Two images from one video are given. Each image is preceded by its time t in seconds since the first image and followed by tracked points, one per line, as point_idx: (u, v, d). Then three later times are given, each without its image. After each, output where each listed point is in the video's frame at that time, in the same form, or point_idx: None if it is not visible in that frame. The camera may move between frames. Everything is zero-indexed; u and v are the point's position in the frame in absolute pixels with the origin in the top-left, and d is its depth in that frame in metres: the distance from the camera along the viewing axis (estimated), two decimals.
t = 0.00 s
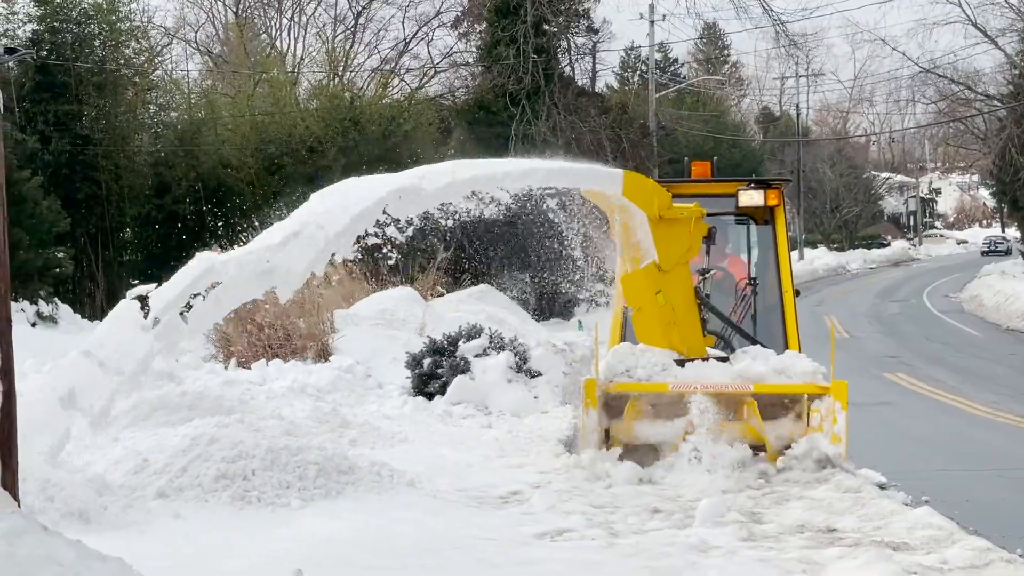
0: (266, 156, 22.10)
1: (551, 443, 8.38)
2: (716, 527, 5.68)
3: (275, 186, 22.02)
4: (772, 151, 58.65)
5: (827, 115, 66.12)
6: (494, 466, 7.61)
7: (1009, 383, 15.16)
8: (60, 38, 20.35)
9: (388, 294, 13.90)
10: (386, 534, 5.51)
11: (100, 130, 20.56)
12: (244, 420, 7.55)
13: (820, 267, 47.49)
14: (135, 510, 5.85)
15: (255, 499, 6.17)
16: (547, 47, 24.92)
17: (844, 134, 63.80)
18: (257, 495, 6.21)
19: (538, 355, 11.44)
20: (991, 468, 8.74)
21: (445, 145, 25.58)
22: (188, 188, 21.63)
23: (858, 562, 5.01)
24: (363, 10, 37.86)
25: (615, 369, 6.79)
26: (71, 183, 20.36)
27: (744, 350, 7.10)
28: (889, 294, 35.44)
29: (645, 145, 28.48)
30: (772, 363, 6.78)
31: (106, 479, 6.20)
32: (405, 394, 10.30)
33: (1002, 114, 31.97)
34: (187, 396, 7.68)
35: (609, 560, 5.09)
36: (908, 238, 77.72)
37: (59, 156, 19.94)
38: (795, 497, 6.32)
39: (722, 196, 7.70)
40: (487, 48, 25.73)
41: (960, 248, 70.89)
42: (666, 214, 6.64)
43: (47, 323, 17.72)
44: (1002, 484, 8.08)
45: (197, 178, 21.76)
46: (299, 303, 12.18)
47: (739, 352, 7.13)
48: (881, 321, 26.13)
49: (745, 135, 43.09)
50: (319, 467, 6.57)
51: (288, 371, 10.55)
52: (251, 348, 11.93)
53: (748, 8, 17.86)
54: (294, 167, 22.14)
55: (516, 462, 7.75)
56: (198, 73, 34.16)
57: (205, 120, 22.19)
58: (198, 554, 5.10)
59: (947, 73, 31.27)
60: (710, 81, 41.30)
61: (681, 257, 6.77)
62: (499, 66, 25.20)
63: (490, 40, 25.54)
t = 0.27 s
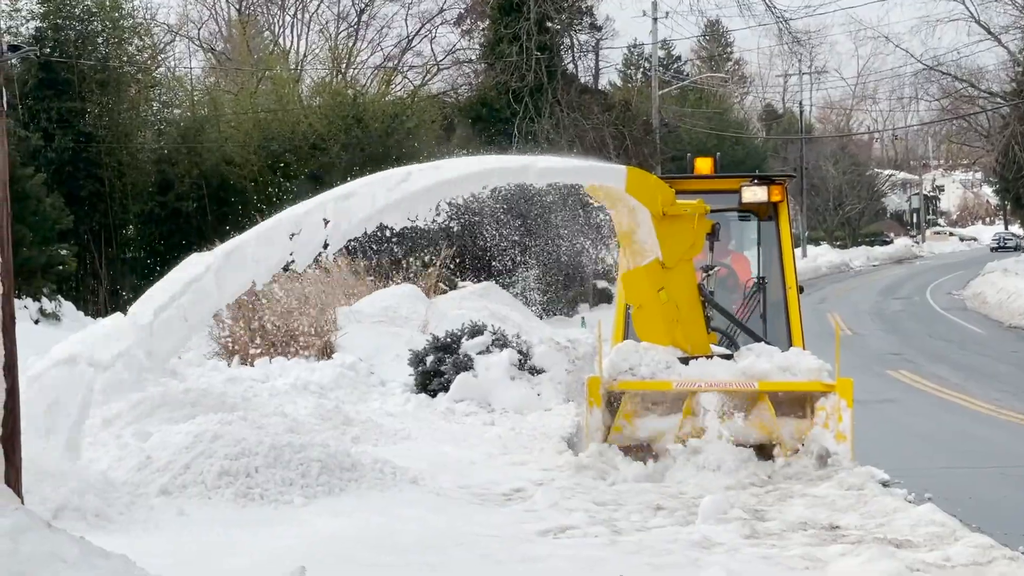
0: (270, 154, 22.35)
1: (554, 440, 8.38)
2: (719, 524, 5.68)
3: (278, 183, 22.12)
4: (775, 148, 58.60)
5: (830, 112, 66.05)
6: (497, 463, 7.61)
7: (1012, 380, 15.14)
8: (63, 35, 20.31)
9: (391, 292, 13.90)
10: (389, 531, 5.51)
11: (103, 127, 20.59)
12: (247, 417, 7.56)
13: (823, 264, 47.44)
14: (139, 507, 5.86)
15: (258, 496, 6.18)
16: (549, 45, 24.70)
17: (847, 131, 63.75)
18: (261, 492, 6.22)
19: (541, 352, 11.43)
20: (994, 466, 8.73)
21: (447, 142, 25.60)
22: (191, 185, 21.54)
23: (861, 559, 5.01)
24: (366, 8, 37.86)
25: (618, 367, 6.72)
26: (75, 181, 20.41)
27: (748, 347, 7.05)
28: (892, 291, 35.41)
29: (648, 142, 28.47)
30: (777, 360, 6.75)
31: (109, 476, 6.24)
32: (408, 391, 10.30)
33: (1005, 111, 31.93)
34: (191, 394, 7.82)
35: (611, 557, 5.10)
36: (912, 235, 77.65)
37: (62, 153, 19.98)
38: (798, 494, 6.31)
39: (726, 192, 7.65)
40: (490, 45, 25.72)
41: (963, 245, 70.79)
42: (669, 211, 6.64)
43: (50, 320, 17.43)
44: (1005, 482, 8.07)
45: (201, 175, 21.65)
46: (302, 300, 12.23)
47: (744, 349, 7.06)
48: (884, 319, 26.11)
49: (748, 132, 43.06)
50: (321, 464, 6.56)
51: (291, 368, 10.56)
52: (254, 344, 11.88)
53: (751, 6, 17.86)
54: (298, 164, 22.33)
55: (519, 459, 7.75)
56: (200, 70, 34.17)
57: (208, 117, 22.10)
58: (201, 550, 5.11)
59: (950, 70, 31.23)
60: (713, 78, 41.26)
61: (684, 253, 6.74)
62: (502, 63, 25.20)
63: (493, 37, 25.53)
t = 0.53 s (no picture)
0: (270, 150, 22.17)
1: (555, 436, 8.39)
2: (719, 521, 5.69)
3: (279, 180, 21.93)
4: (775, 145, 58.58)
5: (831, 109, 66.00)
6: (498, 460, 7.61)
7: (1013, 377, 15.15)
8: (64, 32, 20.37)
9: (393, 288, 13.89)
10: (390, 528, 5.52)
11: (104, 124, 20.52)
12: (248, 413, 7.57)
13: (824, 261, 47.44)
14: (141, 502, 5.87)
15: (260, 492, 6.19)
16: (550, 41, 25.03)
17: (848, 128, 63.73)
18: (262, 488, 6.23)
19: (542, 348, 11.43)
20: (994, 463, 8.73)
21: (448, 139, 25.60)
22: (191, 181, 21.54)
23: (861, 556, 5.02)
24: (367, 4, 37.83)
25: (621, 364, 6.73)
26: (76, 177, 20.43)
27: (751, 345, 7.04)
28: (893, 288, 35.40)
29: (649, 139, 28.47)
30: (780, 357, 6.75)
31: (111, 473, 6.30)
32: (409, 388, 10.30)
33: (1006, 108, 31.93)
34: (191, 391, 7.92)
35: (612, 553, 5.11)
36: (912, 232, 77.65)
37: (63, 150, 19.96)
38: (798, 491, 6.32)
39: (727, 188, 7.64)
40: (491, 41, 25.68)
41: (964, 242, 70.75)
42: (672, 207, 6.64)
43: (51, 317, 17.32)
44: (1005, 479, 8.07)
45: (201, 172, 21.67)
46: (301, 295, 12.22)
47: (747, 346, 7.06)
48: (885, 316, 26.11)
49: (749, 129, 43.04)
50: (323, 461, 6.56)
51: (292, 364, 10.56)
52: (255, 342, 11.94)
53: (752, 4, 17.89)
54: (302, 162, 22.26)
55: (520, 456, 7.76)
56: (201, 66, 34.18)
57: (209, 114, 22.12)
58: (202, 547, 5.11)
59: (951, 67, 31.22)
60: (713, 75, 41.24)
61: (687, 249, 6.76)
62: (502, 60, 25.19)
63: (494, 34, 25.51)
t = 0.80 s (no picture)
0: (270, 148, 22.08)
1: (554, 433, 8.38)
2: (719, 518, 5.69)
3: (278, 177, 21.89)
4: (775, 142, 58.59)
5: (830, 107, 65.96)
6: (497, 457, 7.61)
7: (1013, 374, 15.15)
8: (63, 29, 20.17)
9: (392, 286, 13.86)
10: (390, 525, 5.52)
11: (103, 121, 20.56)
12: (247, 410, 7.57)
13: (823, 258, 47.43)
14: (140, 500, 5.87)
15: (259, 490, 6.18)
16: (550, 38, 25.03)
17: (848, 125, 63.72)
18: (261, 485, 6.23)
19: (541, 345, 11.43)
20: (993, 460, 8.73)
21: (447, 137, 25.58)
22: (190, 179, 21.73)
23: (861, 553, 5.03)
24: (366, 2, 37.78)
25: (622, 361, 6.74)
26: (75, 174, 20.41)
27: (753, 342, 7.03)
28: (892, 286, 35.40)
29: (648, 136, 28.47)
30: (782, 356, 6.75)
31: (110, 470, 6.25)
32: (408, 385, 10.30)
33: (1005, 105, 31.94)
34: (190, 388, 7.87)
35: (612, 551, 5.11)
36: (912, 229, 77.65)
37: (62, 147, 19.93)
38: (798, 488, 6.32)
39: (728, 184, 7.64)
40: (490, 39, 25.66)
41: (963, 240, 70.74)
42: (673, 203, 6.65)
43: (50, 314, 17.28)
44: (1004, 476, 8.07)
45: (201, 168, 21.88)
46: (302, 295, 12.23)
47: (748, 344, 7.05)
48: (884, 313, 26.11)
49: (749, 127, 43.04)
50: (322, 458, 6.55)
51: (291, 361, 10.56)
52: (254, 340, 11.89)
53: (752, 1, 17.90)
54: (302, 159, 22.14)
55: (519, 453, 7.75)
56: (200, 63, 34.14)
57: (208, 110, 22.36)
58: (202, 544, 5.11)
59: (950, 64, 31.22)
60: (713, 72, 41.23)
61: (689, 246, 6.74)
62: (502, 57, 25.16)
63: (494, 31, 25.50)
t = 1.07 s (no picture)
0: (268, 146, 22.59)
1: (552, 431, 8.39)
2: (717, 516, 5.70)
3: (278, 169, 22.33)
4: (773, 140, 58.60)
5: (828, 105, 66.01)
6: (495, 455, 7.62)
7: (1011, 372, 15.18)
8: (62, 26, 20.21)
9: (390, 284, 13.83)
10: (389, 523, 5.53)
11: (101, 119, 20.48)
12: (246, 408, 7.58)
13: (821, 256, 47.48)
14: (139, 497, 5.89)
15: (257, 487, 6.19)
16: (548, 36, 25.04)
17: (846, 123, 63.76)
18: (259, 483, 6.23)
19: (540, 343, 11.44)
20: (990, 458, 8.74)
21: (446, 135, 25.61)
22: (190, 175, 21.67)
23: (859, 551, 5.04)
24: None
25: (621, 360, 6.73)
26: (74, 172, 20.31)
27: (754, 340, 7.00)
28: (891, 283, 35.44)
29: (646, 134, 28.50)
30: (783, 354, 6.70)
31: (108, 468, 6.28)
32: (406, 383, 10.30)
33: (1003, 104, 32.00)
34: (190, 386, 7.93)
35: (610, 549, 5.11)
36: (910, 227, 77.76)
37: (61, 144, 19.93)
38: (796, 486, 6.32)
39: (728, 181, 7.66)
40: (489, 37, 25.67)
41: (961, 238, 70.85)
42: (674, 200, 6.65)
43: (49, 311, 17.57)
44: (1002, 474, 8.08)
45: (199, 166, 21.86)
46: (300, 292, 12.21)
47: (749, 342, 7.02)
48: (883, 311, 26.12)
49: (747, 125, 43.07)
50: (321, 456, 6.56)
51: (290, 359, 10.56)
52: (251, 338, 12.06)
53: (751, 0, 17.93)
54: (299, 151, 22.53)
55: (517, 451, 7.76)
56: (199, 61, 34.13)
57: (206, 108, 22.38)
58: (200, 542, 5.11)
59: (948, 62, 31.26)
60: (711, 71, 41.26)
61: (689, 244, 6.71)
62: (499, 55, 25.18)
63: (492, 29, 25.50)
